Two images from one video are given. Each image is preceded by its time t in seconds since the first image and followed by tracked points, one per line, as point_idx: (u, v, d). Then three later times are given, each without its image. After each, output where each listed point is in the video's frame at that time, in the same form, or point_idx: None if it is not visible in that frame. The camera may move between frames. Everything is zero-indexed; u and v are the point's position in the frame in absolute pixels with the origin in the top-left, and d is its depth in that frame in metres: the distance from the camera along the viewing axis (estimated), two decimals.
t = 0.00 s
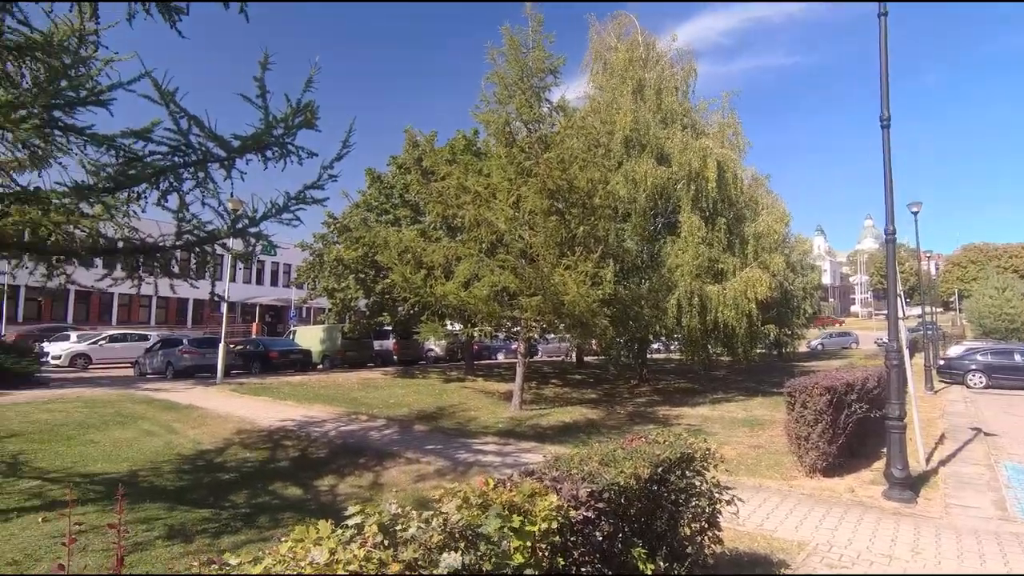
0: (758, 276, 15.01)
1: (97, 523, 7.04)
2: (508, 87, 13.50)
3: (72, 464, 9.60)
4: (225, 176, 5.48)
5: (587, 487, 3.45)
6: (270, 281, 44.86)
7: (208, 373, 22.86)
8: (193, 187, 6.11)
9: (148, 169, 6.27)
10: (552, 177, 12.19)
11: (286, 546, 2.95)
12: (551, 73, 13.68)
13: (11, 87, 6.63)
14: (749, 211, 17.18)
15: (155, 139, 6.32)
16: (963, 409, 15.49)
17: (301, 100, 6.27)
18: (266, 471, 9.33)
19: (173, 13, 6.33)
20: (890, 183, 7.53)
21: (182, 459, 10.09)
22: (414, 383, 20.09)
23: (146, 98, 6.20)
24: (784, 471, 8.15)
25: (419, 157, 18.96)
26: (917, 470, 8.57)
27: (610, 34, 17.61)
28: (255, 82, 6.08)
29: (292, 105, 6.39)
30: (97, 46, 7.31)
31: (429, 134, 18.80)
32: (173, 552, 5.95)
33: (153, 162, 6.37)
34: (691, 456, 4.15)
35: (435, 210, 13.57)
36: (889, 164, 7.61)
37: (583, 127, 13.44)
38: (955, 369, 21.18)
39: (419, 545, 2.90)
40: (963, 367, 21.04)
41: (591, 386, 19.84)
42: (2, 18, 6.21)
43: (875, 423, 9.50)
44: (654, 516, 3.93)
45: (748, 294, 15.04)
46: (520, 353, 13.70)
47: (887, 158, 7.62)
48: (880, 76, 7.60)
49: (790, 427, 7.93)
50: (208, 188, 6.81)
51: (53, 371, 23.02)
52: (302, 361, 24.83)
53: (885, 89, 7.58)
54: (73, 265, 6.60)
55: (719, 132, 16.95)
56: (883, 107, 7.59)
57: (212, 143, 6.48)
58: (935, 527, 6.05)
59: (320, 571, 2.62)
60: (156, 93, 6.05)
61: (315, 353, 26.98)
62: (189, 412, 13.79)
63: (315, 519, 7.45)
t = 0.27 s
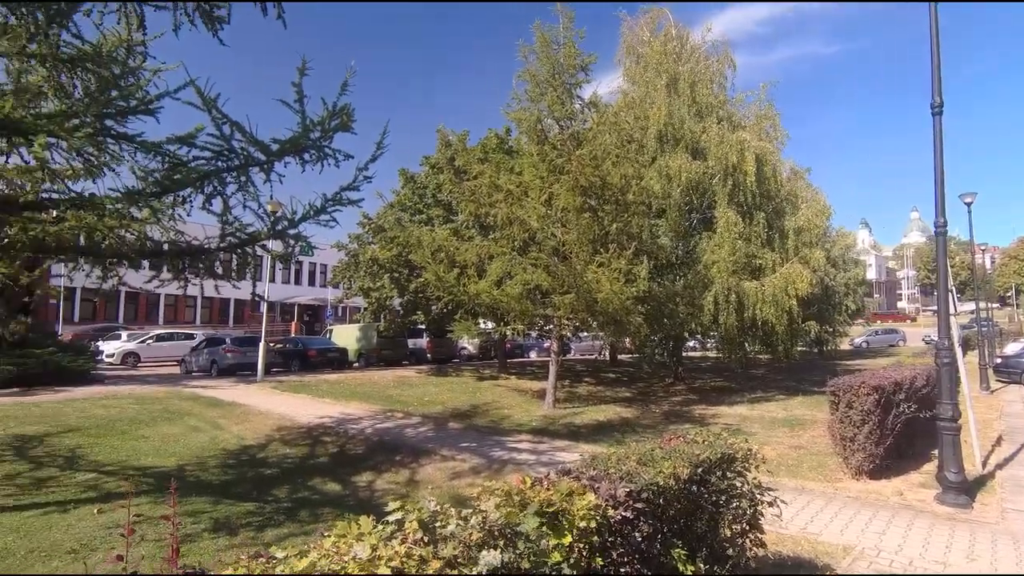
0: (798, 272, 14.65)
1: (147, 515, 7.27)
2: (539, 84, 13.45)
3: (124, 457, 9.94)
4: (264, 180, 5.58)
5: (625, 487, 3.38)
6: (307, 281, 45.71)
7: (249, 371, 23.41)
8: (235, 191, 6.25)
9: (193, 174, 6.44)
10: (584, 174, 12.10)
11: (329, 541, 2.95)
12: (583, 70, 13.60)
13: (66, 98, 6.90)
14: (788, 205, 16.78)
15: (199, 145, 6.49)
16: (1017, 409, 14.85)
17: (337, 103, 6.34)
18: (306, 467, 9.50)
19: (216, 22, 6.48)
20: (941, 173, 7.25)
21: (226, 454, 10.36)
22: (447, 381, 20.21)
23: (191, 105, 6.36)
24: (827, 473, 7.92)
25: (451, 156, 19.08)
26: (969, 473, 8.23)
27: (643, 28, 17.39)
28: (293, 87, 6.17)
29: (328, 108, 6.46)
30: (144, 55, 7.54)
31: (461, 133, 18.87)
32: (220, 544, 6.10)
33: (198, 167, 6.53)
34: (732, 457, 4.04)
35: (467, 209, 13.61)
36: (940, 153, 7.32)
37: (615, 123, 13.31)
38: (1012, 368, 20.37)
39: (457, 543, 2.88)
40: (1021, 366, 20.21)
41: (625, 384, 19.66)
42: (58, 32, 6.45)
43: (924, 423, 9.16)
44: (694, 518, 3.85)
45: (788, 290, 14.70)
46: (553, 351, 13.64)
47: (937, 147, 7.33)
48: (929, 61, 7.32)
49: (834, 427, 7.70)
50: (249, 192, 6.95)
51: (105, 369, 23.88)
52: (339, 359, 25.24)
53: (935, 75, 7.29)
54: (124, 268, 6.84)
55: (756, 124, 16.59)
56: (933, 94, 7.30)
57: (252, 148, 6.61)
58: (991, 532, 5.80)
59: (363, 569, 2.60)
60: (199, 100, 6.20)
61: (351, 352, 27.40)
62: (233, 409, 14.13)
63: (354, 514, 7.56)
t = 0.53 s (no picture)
0: (851, 266, 14.19)
1: (205, 505, 7.54)
2: (579, 79, 13.37)
3: (182, 449, 10.33)
4: (312, 182, 5.70)
5: (676, 487, 3.33)
6: (350, 279, 46.58)
7: (297, 367, 24.00)
8: (284, 193, 6.42)
9: (244, 177, 6.64)
10: (625, 169, 11.99)
11: (384, 535, 3.01)
12: (622, 63, 13.49)
13: (127, 107, 7.20)
14: (839, 197, 16.27)
15: (250, 149, 6.67)
16: None
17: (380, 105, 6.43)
18: (353, 461, 9.70)
19: (265, 29, 6.66)
20: (1011, 161, 6.90)
21: (277, 448, 10.65)
22: (488, 378, 20.30)
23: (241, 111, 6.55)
24: (885, 475, 7.65)
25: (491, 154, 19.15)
26: None
27: (685, 19, 17.11)
28: (338, 90, 6.29)
29: (372, 110, 6.57)
30: (198, 63, 7.80)
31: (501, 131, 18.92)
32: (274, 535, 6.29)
33: (249, 170, 6.72)
34: (786, 457, 3.95)
35: (507, 207, 13.64)
36: (1010, 140, 6.97)
37: (656, 116, 13.14)
38: None
39: (507, 539, 2.89)
40: None
41: (667, 383, 19.41)
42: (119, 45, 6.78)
43: (991, 426, 8.75)
44: (747, 520, 3.77)
45: (839, 285, 14.24)
46: (595, 349, 13.57)
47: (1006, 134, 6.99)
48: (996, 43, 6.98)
49: (895, 429, 7.44)
50: (297, 193, 7.12)
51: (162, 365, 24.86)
52: (382, 356, 25.65)
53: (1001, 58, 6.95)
54: (182, 269, 7.10)
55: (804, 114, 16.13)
56: (1000, 78, 6.96)
57: (300, 150, 6.77)
58: None
59: (416, 564, 2.63)
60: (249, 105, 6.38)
61: (393, 349, 27.78)
62: (282, 405, 14.53)
63: (400, 509, 7.68)
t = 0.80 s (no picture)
0: (922, 256, 13.57)
1: (268, 493, 7.84)
2: (627, 68, 13.19)
3: (244, 439, 10.76)
4: (366, 180, 5.82)
5: (738, 485, 3.27)
6: (400, 274, 47.38)
7: (349, 361, 24.59)
8: (338, 191, 6.57)
9: (300, 176, 6.82)
10: (676, 159, 11.80)
11: (445, 526, 3.09)
12: (671, 51, 13.24)
13: (192, 112, 7.52)
14: (906, 183, 15.57)
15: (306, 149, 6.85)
16: None
17: (430, 102, 6.50)
18: (406, 453, 9.90)
19: (319, 31, 6.81)
20: None
21: (333, 439, 10.97)
22: (536, 373, 20.34)
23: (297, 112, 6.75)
24: (960, 478, 7.31)
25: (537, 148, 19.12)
26: None
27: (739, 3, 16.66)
28: (389, 89, 6.39)
29: (421, 106, 6.65)
30: (257, 67, 8.06)
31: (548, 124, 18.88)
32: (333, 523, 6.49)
33: (305, 169, 6.90)
34: (855, 457, 3.83)
35: (554, 200, 13.60)
36: None
37: (708, 103, 12.84)
38: None
39: (567, 533, 2.90)
40: None
41: (720, 378, 19.03)
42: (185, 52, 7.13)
43: None
44: (814, 522, 3.68)
45: (907, 276, 13.63)
46: (645, 343, 13.43)
47: None
48: None
49: (971, 429, 7.09)
50: (351, 191, 7.29)
51: (223, 358, 25.93)
52: (431, 350, 26.02)
53: None
54: (244, 267, 7.37)
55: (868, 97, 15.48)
56: None
57: (353, 149, 6.92)
58: None
59: (479, 555, 2.66)
60: (305, 106, 6.56)
61: (441, 343, 28.08)
62: (337, 397, 14.95)
63: (453, 500, 7.80)
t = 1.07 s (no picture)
0: (996, 246, 12.88)
1: (324, 485, 8.05)
2: (674, 58, 12.91)
3: (300, 433, 11.08)
4: (415, 179, 5.89)
5: (805, 487, 3.17)
6: (447, 272, 47.85)
7: (397, 358, 25.00)
8: (388, 190, 6.68)
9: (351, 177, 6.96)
10: (727, 150, 11.55)
11: (504, 523, 3.11)
12: (721, 38, 12.91)
13: (250, 118, 7.78)
14: (976, 169, 14.81)
15: (357, 151, 6.99)
16: None
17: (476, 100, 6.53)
18: (455, 449, 10.00)
19: (368, 34, 6.94)
20: None
21: (384, 434, 11.18)
22: (583, 369, 20.23)
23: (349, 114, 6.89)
24: None
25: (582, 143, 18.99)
26: None
27: None
28: (436, 89, 6.46)
29: (468, 105, 6.69)
30: (310, 72, 8.28)
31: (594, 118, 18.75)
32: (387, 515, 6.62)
33: (356, 170, 7.04)
34: (932, 460, 3.68)
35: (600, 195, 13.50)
36: None
37: (760, 92, 12.49)
38: None
39: (627, 533, 2.87)
40: None
41: (773, 376, 18.53)
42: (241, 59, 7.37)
43: None
44: (887, 529, 3.56)
45: (979, 267, 12.94)
46: (694, 339, 13.21)
47: None
48: None
49: None
50: (400, 191, 7.40)
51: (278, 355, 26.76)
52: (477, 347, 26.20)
53: None
54: (300, 268, 7.58)
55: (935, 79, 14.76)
56: None
57: (402, 149, 7.02)
58: None
59: (541, 553, 2.66)
60: (356, 108, 6.69)
61: (487, 340, 28.20)
62: (387, 393, 15.23)
63: (503, 496, 7.84)
